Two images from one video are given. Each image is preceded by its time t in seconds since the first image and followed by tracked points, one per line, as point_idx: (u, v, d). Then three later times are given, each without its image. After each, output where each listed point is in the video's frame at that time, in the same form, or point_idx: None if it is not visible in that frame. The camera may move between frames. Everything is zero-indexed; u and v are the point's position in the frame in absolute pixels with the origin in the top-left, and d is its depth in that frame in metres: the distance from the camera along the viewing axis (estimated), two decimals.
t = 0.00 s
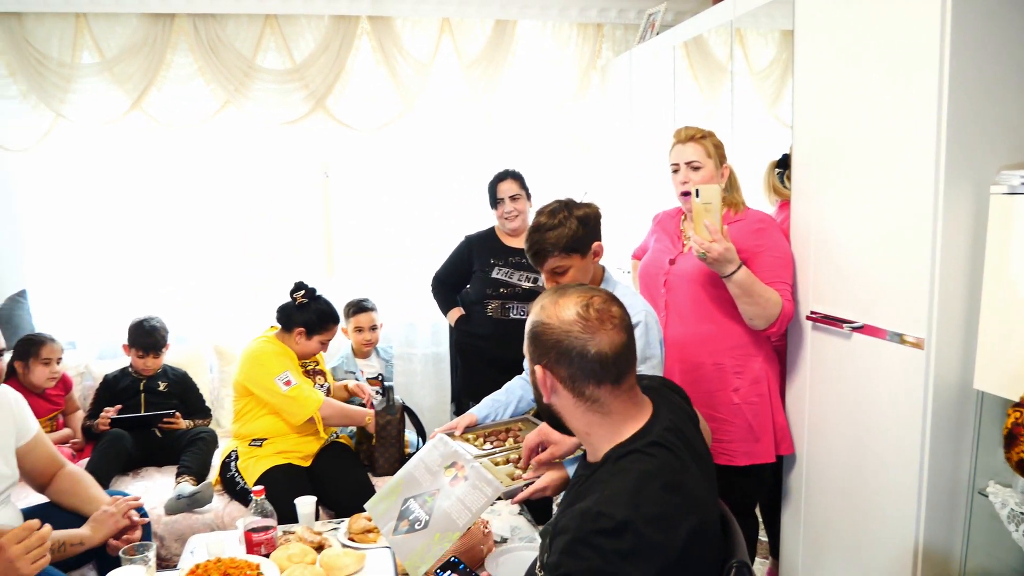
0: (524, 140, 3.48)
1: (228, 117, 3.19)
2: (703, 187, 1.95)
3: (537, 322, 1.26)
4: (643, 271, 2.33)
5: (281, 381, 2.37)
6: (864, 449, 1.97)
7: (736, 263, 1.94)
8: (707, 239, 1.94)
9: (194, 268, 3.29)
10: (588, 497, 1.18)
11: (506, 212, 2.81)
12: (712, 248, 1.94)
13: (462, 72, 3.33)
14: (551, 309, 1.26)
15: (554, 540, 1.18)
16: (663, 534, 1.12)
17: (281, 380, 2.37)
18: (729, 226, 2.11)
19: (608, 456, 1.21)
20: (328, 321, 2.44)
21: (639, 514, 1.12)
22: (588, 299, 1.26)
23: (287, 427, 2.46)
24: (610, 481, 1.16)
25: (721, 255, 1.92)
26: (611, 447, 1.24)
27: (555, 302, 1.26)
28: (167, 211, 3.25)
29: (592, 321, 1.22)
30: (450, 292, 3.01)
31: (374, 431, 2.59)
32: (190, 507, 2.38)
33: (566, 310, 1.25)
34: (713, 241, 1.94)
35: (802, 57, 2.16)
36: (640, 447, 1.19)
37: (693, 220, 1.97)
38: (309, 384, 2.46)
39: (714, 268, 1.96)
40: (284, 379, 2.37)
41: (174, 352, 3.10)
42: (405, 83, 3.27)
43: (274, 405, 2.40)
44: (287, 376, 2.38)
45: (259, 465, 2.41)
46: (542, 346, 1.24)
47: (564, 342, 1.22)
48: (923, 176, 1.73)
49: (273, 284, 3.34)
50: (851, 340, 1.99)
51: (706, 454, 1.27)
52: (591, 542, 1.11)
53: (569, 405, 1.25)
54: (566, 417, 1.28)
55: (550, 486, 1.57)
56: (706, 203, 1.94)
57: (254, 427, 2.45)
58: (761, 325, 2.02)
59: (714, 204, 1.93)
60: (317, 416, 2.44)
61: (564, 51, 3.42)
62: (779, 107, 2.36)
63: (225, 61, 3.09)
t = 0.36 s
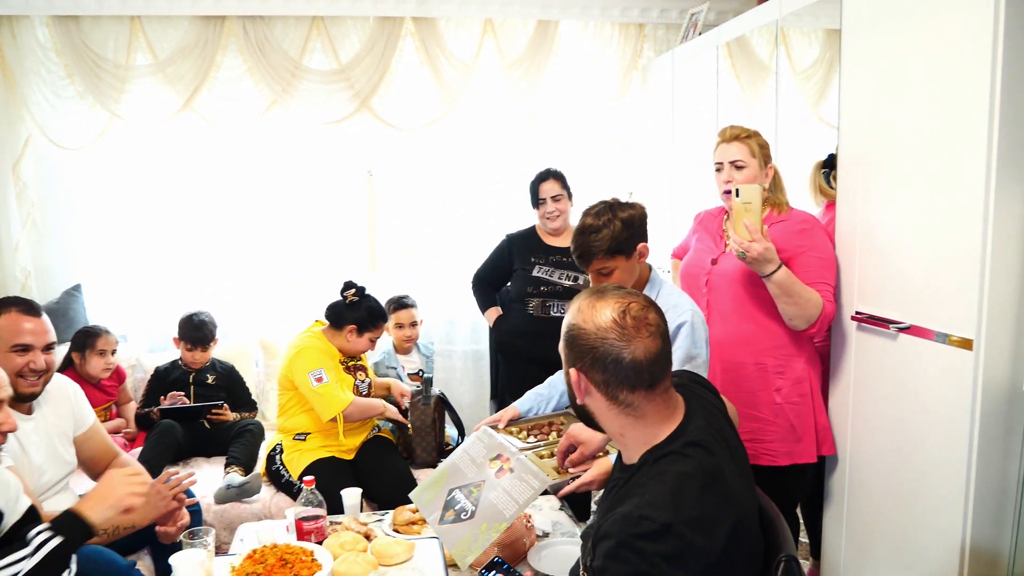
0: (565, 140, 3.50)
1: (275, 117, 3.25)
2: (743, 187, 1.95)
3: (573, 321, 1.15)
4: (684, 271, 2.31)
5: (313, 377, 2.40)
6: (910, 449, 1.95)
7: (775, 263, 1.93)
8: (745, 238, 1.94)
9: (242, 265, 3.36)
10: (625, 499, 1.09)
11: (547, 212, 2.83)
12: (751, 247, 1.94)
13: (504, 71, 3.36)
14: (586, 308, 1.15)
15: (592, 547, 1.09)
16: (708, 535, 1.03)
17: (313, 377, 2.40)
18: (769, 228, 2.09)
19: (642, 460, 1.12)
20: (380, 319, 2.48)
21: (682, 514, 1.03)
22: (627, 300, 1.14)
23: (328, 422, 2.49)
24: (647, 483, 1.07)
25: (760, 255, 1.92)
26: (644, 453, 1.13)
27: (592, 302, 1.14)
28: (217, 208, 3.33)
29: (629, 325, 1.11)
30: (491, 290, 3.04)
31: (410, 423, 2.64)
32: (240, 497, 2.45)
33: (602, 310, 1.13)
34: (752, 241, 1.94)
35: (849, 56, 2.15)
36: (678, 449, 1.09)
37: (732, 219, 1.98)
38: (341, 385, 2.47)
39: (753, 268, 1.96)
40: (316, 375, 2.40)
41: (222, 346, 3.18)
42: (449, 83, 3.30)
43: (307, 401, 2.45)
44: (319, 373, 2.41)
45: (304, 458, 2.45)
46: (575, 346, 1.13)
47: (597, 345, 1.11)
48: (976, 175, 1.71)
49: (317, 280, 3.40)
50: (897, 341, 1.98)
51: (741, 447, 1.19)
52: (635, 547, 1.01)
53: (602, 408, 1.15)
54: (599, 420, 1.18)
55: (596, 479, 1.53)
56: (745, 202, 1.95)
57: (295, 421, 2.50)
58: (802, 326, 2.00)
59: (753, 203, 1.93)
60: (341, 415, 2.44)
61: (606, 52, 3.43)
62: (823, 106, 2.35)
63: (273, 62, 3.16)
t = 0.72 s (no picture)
0: (591, 137, 3.53)
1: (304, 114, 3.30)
2: (765, 179, 1.87)
3: (617, 308, 1.17)
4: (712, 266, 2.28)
5: (346, 368, 2.43)
6: (941, 444, 1.91)
7: (798, 256, 1.82)
8: (767, 231, 1.84)
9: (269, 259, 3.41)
10: (670, 479, 1.11)
11: (574, 209, 2.86)
12: (773, 240, 1.83)
13: (531, 69, 3.39)
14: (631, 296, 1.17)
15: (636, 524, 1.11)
16: (750, 517, 1.05)
17: (346, 368, 2.42)
18: (796, 224, 2.02)
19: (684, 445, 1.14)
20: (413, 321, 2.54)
21: (725, 496, 1.05)
22: (671, 289, 1.14)
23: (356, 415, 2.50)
24: (692, 464, 1.10)
25: (781, 247, 1.81)
26: (685, 437, 1.15)
27: (636, 291, 1.16)
28: (246, 203, 3.38)
29: (668, 315, 1.11)
30: (516, 286, 3.07)
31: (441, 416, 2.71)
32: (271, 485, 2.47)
33: (645, 299, 1.14)
34: (774, 234, 1.83)
35: (877, 53, 2.16)
36: (720, 434, 1.11)
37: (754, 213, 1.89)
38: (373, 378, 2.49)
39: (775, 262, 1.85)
40: (349, 367, 2.42)
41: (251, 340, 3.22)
42: (476, 80, 3.34)
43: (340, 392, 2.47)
44: (352, 364, 2.43)
45: (334, 449, 2.48)
46: (618, 333, 1.16)
47: (636, 333, 1.13)
48: (1005, 172, 1.70)
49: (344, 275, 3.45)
50: (928, 336, 1.95)
51: (783, 436, 1.21)
52: (679, 525, 1.04)
53: (643, 392, 1.17)
54: (643, 402, 1.20)
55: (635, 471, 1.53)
56: (768, 194, 1.86)
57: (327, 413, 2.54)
58: (825, 321, 1.89)
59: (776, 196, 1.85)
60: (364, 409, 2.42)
61: (631, 49, 3.45)
62: (849, 104, 2.36)
63: (304, 58, 3.20)
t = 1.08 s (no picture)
0: (608, 134, 3.58)
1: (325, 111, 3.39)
2: (788, 170, 1.94)
3: (655, 289, 1.21)
4: (732, 258, 2.32)
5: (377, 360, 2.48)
6: (955, 435, 1.90)
7: (819, 245, 1.86)
8: (789, 219, 1.89)
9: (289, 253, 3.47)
10: (702, 455, 1.16)
11: (591, 203, 2.89)
12: (795, 227, 1.88)
13: (549, 67, 3.45)
14: (669, 278, 1.20)
15: (670, 499, 1.16)
16: (780, 492, 1.10)
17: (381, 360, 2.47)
18: (815, 215, 2.06)
19: (713, 424, 1.19)
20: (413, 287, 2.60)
21: (756, 471, 1.10)
22: (708, 274, 1.18)
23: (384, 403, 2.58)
24: (724, 441, 1.15)
25: (803, 235, 1.85)
26: (713, 415, 1.21)
27: (675, 273, 1.20)
28: (267, 199, 3.45)
29: (705, 299, 1.15)
30: (535, 281, 3.12)
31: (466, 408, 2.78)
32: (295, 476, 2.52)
33: (682, 282, 1.18)
34: (796, 222, 1.87)
35: (890, 50, 2.19)
36: (750, 413, 1.17)
37: (776, 201, 1.94)
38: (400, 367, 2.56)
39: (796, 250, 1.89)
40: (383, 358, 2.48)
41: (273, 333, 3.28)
42: (495, 78, 3.40)
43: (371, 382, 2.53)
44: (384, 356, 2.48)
45: (359, 437, 2.53)
46: (654, 312, 1.20)
47: (673, 314, 1.17)
48: (1011, 166, 1.72)
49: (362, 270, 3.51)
50: (944, 328, 1.94)
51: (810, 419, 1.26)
52: (710, 497, 1.09)
53: (675, 370, 1.22)
54: (673, 377, 1.25)
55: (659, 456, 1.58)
56: (790, 183, 1.91)
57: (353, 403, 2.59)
58: (842, 309, 1.93)
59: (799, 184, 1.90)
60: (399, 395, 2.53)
61: (648, 48, 3.50)
62: (863, 101, 2.39)
63: (326, 56, 3.27)
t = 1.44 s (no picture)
0: (618, 132, 3.63)
1: (340, 109, 3.45)
2: (800, 164, 1.98)
3: (678, 275, 1.25)
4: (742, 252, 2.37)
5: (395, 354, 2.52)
6: (961, 425, 1.95)
7: (829, 238, 1.91)
8: (801, 213, 1.93)
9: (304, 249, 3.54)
10: (720, 436, 1.21)
11: (603, 199, 2.93)
12: (806, 221, 1.92)
13: (559, 67, 3.52)
14: (693, 264, 1.25)
15: (689, 478, 1.21)
16: (796, 471, 1.14)
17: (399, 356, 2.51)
18: (825, 209, 2.11)
19: (734, 405, 1.24)
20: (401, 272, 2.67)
21: (772, 450, 1.15)
22: (730, 260, 1.22)
23: (400, 394, 2.63)
24: (742, 423, 1.19)
25: (814, 228, 1.90)
26: (735, 397, 1.25)
27: (698, 260, 1.24)
28: (283, 197, 3.52)
29: (730, 284, 1.19)
30: (547, 278, 3.16)
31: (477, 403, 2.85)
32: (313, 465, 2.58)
33: (706, 268, 1.22)
34: (807, 216, 1.92)
35: (897, 50, 2.23)
36: (767, 394, 1.22)
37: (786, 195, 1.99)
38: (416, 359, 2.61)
39: (807, 243, 1.94)
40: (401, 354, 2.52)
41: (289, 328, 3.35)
42: (507, 77, 3.47)
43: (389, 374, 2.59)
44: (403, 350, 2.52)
45: (374, 428, 2.58)
46: (678, 298, 1.24)
47: (698, 298, 1.21)
48: (1015, 164, 1.76)
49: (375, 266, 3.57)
50: (950, 320, 1.98)
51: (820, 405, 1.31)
52: (728, 476, 1.13)
53: (698, 355, 1.26)
54: (694, 363, 1.29)
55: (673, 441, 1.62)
56: (801, 178, 1.96)
57: (370, 394, 2.64)
58: (852, 301, 1.98)
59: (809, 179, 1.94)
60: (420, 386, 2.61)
61: (657, 47, 3.55)
62: (870, 99, 2.43)
63: (340, 55, 3.36)
